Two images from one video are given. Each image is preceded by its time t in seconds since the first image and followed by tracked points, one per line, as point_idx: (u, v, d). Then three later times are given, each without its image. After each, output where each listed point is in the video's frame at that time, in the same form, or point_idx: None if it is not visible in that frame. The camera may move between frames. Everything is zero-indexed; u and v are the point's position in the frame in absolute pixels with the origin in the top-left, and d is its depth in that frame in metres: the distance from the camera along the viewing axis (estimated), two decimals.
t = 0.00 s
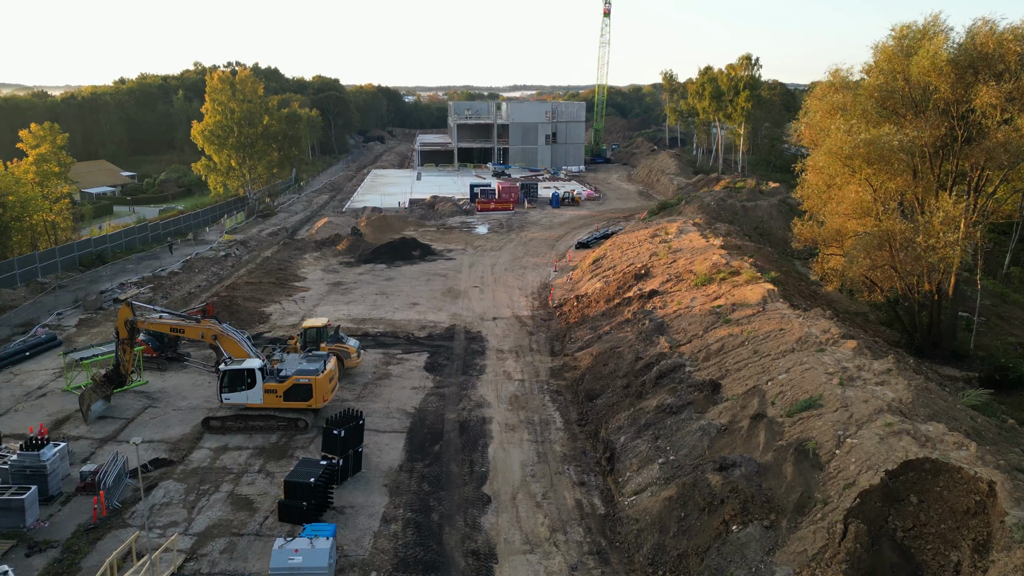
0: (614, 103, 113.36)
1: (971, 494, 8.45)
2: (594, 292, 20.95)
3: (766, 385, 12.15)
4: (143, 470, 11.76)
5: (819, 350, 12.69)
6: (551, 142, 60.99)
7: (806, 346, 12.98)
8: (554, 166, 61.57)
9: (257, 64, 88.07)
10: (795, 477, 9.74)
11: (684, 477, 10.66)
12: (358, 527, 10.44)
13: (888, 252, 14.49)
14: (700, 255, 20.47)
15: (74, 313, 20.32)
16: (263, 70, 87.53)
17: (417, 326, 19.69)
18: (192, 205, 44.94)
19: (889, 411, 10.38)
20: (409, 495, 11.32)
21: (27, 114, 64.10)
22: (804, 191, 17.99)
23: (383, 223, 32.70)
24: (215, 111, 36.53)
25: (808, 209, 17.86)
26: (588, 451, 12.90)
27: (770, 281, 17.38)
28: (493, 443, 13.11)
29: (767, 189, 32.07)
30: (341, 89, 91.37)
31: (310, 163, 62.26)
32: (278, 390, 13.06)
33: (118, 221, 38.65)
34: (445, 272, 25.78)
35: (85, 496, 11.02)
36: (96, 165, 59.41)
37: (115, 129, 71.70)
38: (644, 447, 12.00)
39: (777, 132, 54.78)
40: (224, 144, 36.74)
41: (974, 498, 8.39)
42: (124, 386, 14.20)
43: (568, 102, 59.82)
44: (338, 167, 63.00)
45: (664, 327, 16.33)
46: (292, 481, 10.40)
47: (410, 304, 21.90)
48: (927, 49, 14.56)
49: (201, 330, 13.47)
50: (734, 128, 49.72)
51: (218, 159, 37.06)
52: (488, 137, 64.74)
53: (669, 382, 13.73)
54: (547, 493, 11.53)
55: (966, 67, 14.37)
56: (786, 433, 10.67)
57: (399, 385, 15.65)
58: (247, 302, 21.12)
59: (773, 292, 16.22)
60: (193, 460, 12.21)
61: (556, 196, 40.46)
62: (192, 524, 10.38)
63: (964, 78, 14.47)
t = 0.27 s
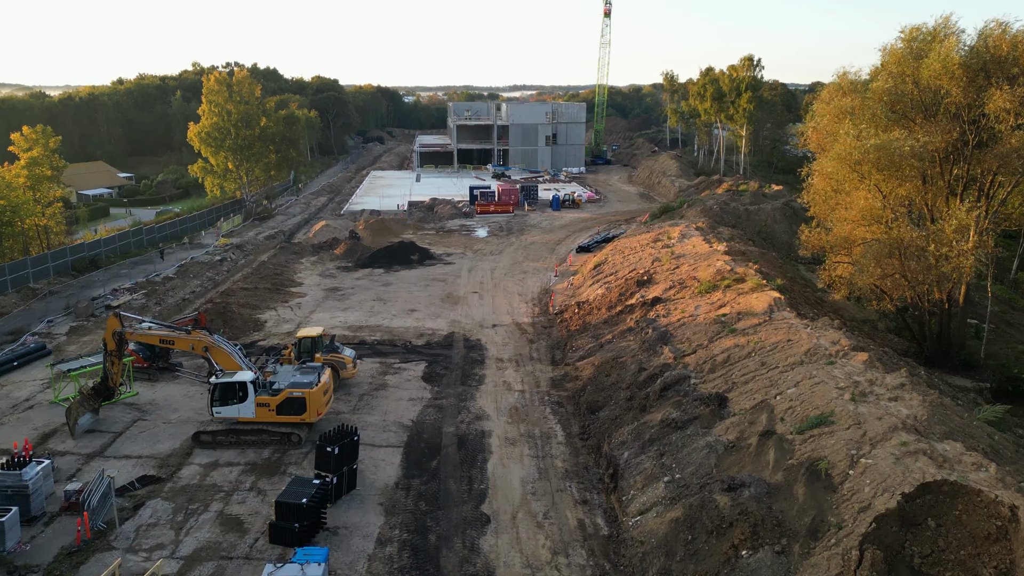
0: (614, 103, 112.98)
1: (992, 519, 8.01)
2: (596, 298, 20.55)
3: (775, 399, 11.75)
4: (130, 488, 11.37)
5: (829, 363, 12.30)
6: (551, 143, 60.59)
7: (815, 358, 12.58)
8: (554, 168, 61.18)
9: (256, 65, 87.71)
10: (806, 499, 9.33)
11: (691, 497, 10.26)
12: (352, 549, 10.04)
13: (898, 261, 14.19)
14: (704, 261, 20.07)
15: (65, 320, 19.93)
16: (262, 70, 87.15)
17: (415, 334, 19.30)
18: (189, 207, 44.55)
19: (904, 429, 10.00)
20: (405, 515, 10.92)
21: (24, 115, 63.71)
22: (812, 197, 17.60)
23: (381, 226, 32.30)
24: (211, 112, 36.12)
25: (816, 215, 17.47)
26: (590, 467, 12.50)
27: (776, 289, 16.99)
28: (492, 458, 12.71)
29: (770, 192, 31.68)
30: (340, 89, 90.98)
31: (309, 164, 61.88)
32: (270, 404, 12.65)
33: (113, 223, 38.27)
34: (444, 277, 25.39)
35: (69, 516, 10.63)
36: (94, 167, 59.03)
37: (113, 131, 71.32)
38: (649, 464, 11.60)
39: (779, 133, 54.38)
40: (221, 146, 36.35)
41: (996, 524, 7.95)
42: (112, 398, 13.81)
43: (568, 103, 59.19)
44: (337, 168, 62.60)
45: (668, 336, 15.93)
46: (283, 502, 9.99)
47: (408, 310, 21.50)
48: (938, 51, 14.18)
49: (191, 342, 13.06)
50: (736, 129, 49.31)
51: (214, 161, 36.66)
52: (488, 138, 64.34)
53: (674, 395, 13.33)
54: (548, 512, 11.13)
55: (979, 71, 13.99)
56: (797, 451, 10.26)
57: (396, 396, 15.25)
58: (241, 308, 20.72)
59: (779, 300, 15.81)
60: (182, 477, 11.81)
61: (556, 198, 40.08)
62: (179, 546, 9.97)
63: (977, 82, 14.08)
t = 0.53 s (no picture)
0: (614, 104, 112.59)
1: (1015, 547, 7.50)
2: (597, 305, 20.14)
3: (784, 415, 11.35)
4: (116, 508, 10.97)
5: (839, 376, 11.89)
6: (551, 145, 60.20)
7: (825, 372, 12.18)
8: (554, 169, 60.79)
9: (254, 66, 87.39)
10: (819, 523, 8.93)
11: (698, 519, 9.86)
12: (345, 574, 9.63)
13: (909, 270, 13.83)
14: (708, 267, 19.67)
15: (57, 327, 19.56)
16: (260, 71, 86.70)
17: (413, 342, 18.89)
18: (186, 209, 44.15)
19: (920, 448, 9.58)
20: (401, 536, 10.52)
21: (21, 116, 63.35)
22: (819, 203, 17.20)
23: (380, 229, 31.89)
24: (208, 114, 35.73)
25: (824, 221, 17.05)
26: (593, 484, 12.09)
27: (783, 297, 16.58)
28: (492, 474, 12.31)
29: (774, 195, 31.27)
30: (339, 90, 90.60)
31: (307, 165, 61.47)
32: (262, 419, 12.25)
33: (109, 226, 37.88)
34: (443, 282, 24.99)
35: (51, 538, 10.22)
36: (91, 168, 58.62)
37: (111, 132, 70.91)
38: (654, 482, 11.20)
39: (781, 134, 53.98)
40: (218, 148, 35.95)
41: (1019, 552, 7.42)
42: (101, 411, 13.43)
43: (568, 104, 59.45)
44: (336, 169, 62.20)
45: (671, 346, 15.53)
46: (274, 524, 9.59)
47: (406, 317, 21.09)
48: (950, 54, 13.75)
49: (181, 354, 12.67)
50: (737, 131, 48.91)
51: (211, 163, 36.26)
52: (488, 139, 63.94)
53: (678, 409, 12.93)
54: (550, 532, 10.73)
55: (991, 74, 13.57)
56: (809, 471, 9.86)
57: (393, 408, 14.85)
58: (236, 315, 20.33)
59: (786, 309, 15.41)
60: (170, 495, 11.41)
61: (557, 200, 39.67)
62: (165, 570, 9.57)
63: (989, 85, 13.66)
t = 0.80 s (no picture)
0: (615, 104, 112.26)
1: None
2: (599, 312, 19.76)
3: (794, 431, 10.95)
4: (101, 528, 10.56)
5: (851, 390, 11.49)
6: (551, 146, 59.83)
7: (836, 385, 11.77)
8: (554, 171, 60.40)
9: (254, 67, 87.06)
10: (834, 549, 8.52)
11: (706, 543, 9.45)
12: None
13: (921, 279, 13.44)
14: (712, 273, 19.27)
15: (47, 334, 19.17)
16: (259, 71, 86.29)
17: (411, 350, 18.49)
18: (183, 212, 43.77)
19: (937, 469, 9.18)
20: (397, 558, 10.12)
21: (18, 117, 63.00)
22: (828, 209, 16.82)
23: (378, 232, 31.50)
24: (204, 116, 35.37)
25: (832, 228, 16.67)
26: (595, 502, 11.69)
27: (789, 305, 16.19)
28: (491, 491, 11.91)
29: (777, 198, 30.90)
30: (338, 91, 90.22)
31: (306, 167, 61.08)
32: (254, 434, 11.85)
33: (104, 229, 37.49)
34: (441, 287, 24.60)
35: (32, 560, 9.76)
36: (88, 170, 58.24)
37: (108, 133, 70.56)
38: (659, 501, 10.80)
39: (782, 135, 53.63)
40: (214, 150, 35.57)
41: None
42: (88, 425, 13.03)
43: (568, 105, 58.70)
44: (335, 171, 61.82)
45: (675, 356, 15.15)
46: (264, 548, 9.19)
47: (404, 324, 20.70)
48: (963, 57, 13.38)
49: (171, 366, 12.26)
50: (739, 132, 48.54)
51: (208, 165, 35.89)
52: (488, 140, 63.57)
53: (684, 423, 12.54)
54: (551, 554, 10.32)
55: (1005, 76, 13.18)
56: (821, 492, 9.44)
57: (390, 420, 14.46)
58: (231, 322, 19.94)
59: (793, 318, 15.03)
60: (158, 514, 11.01)
61: (557, 203, 39.29)
62: None
63: (1002, 88, 13.27)
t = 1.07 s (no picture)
0: (615, 105, 111.85)
1: None
2: (601, 319, 19.36)
3: (804, 448, 10.55)
4: (85, 549, 10.13)
5: (862, 405, 11.10)
6: (551, 147, 59.47)
7: (847, 400, 11.38)
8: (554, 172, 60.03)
9: (252, 67, 86.70)
10: None
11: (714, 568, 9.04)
12: None
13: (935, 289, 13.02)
14: (716, 279, 18.87)
15: (37, 342, 18.79)
16: (257, 71, 85.88)
17: (408, 358, 18.11)
18: (180, 214, 43.38)
19: (956, 490, 8.78)
20: None
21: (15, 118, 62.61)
22: (837, 216, 16.43)
23: (376, 236, 31.10)
24: (201, 117, 34.99)
25: (842, 235, 16.27)
26: (598, 520, 11.29)
27: (797, 313, 15.80)
28: (491, 509, 11.51)
29: (780, 200, 30.49)
30: (337, 91, 89.86)
31: (305, 168, 60.66)
32: (245, 450, 11.45)
33: (99, 232, 37.10)
34: (440, 292, 24.20)
35: None
36: (85, 171, 57.84)
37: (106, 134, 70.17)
38: (665, 522, 10.40)
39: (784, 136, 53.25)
40: (211, 151, 35.21)
41: None
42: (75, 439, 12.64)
43: (568, 106, 58.82)
44: (334, 172, 61.40)
45: (680, 366, 14.74)
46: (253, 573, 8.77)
47: (402, 330, 20.31)
48: (976, 60, 13.00)
49: (160, 380, 11.87)
50: (741, 134, 48.15)
51: (204, 167, 35.51)
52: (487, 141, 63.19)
53: (689, 437, 12.14)
54: None
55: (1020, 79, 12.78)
56: (835, 514, 9.04)
57: (387, 433, 14.05)
58: (225, 329, 19.55)
59: (801, 327, 14.64)
60: (145, 534, 10.60)
61: (557, 205, 38.89)
62: None
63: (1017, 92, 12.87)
